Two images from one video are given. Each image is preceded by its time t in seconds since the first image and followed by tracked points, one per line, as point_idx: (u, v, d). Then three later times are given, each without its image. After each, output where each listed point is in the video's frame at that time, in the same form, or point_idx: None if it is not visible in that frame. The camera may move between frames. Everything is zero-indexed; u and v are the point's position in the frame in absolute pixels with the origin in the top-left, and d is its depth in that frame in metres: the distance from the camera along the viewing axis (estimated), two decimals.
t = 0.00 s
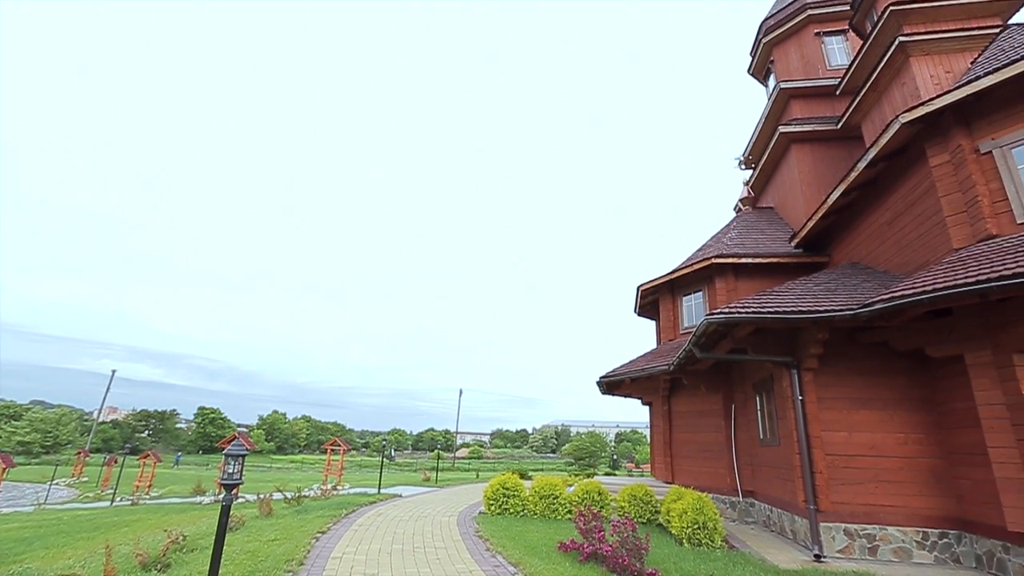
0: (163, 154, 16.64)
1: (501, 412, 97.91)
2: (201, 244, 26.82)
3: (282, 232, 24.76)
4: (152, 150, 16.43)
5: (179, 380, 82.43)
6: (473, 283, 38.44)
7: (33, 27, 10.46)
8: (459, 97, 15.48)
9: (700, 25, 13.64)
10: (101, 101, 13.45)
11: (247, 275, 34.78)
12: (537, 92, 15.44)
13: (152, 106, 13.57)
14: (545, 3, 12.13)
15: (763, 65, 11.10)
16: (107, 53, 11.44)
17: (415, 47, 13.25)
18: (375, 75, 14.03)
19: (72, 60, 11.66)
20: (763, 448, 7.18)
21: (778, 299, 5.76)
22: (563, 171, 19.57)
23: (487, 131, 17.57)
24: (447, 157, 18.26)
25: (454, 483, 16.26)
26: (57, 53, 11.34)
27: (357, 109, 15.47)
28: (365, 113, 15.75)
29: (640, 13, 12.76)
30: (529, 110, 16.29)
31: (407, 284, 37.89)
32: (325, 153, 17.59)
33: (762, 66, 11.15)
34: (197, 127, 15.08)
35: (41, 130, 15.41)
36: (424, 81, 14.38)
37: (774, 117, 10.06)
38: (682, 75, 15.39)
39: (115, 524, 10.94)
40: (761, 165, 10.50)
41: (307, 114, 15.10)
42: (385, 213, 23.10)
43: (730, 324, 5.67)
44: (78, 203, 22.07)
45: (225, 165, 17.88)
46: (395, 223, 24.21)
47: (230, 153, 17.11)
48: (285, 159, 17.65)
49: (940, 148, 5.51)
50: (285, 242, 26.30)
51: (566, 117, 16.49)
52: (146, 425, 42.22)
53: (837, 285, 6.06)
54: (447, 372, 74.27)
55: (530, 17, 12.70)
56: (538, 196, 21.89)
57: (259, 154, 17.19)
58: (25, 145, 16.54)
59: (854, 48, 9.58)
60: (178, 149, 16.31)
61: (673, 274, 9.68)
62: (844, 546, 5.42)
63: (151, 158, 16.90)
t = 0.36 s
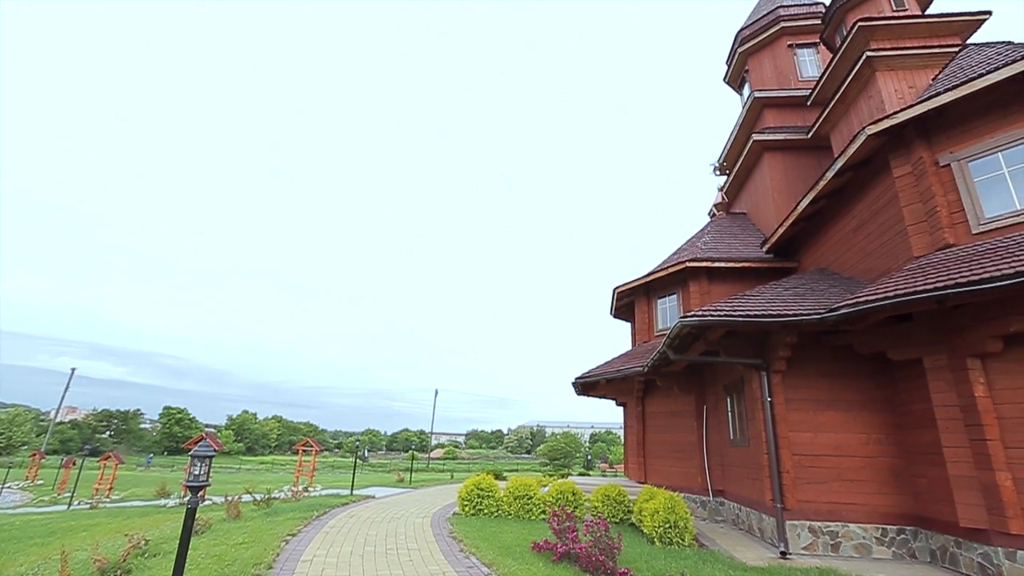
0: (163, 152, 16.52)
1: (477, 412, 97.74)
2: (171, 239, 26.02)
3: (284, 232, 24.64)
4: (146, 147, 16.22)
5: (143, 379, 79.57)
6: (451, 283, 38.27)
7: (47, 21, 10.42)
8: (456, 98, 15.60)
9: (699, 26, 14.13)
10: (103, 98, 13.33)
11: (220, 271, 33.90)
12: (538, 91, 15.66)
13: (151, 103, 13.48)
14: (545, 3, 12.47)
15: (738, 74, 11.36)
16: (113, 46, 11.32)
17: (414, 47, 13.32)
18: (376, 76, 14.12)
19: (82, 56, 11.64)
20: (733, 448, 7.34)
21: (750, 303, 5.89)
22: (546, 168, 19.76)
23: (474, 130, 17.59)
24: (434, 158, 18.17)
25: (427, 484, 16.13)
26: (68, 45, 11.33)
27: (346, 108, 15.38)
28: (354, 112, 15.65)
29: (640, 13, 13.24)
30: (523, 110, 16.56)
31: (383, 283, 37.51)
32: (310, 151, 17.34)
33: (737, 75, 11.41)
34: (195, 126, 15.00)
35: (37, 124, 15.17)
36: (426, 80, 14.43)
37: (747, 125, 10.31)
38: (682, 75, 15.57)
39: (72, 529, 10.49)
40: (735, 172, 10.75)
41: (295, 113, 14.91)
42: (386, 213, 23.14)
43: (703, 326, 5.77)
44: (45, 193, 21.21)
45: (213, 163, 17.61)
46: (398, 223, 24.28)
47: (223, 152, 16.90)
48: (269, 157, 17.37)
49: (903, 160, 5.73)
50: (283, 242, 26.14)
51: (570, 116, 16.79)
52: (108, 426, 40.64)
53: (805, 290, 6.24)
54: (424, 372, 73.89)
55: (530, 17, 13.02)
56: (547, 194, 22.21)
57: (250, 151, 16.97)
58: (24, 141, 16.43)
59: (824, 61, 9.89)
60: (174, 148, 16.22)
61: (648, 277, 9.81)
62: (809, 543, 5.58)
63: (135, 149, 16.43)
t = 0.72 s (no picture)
0: (162, 150, 16.17)
1: (449, 412, 97.32)
2: (134, 232, 24.96)
3: (286, 232, 24.51)
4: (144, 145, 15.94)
5: (99, 377, 76.01)
6: (426, 282, 37.92)
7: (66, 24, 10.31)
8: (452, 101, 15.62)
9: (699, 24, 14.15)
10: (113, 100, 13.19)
11: (188, 265, 32.73)
12: (538, 91, 15.66)
13: (152, 102, 13.23)
14: (545, 3, 12.34)
15: (711, 83, 11.63)
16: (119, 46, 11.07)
17: (414, 48, 13.22)
18: (376, 76, 14.06)
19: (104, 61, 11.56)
20: (701, 449, 7.50)
21: (719, 307, 6.02)
22: (530, 166, 19.91)
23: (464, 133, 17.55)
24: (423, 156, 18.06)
25: (398, 485, 15.92)
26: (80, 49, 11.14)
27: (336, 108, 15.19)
28: (344, 111, 15.45)
29: (640, 13, 13.20)
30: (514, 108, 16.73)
31: (357, 281, 36.88)
32: (295, 150, 17.00)
33: (710, 84, 11.68)
34: (197, 126, 14.84)
35: (38, 127, 14.92)
36: (426, 79, 14.34)
37: (719, 133, 10.56)
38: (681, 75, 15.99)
39: (19, 536, 9.92)
40: (707, 178, 10.99)
41: (284, 112, 14.64)
42: (385, 213, 23.10)
43: (674, 329, 5.87)
44: None
45: (196, 160, 17.12)
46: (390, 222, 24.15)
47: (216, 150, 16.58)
48: (255, 153, 17.03)
49: (865, 171, 5.96)
50: (286, 242, 26.02)
51: (572, 114, 16.96)
52: (61, 426, 38.71)
53: (772, 295, 6.43)
54: (396, 372, 73.10)
55: (529, 17, 12.89)
56: (545, 193, 22.41)
57: (238, 148, 16.63)
58: (24, 142, 16.19)
59: (793, 73, 10.22)
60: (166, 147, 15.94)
61: (621, 280, 9.93)
62: (771, 541, 5.73)
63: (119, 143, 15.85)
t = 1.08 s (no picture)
0: (148, 148, 15.68)
1: (422, 413, 96.54)
2: (96, 224, 23.94)
3: (285, 232, 24.33)
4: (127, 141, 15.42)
5: (54, 374, 72.59)
6: (402, 281, 37.39)
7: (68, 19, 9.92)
8: (445, 104, 15.50)
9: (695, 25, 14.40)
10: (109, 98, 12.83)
11: (153, 259, 31.42)
12: (540, 92, 15.75)
13: (147, 104, 13.02)
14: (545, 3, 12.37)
15: (686, 91, 11.86)
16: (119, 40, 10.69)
17: (413, 48, 13.02)
18: (376, 76, 13.84)
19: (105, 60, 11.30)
20: (671, 449, 7.63)
21: (690, 310, 6.14)
22: (514, 168, 19.87)
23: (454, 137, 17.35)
24: (410, 154, 17.80)
25: (369, 487, 15.64)
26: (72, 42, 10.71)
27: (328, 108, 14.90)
28: (338, 111, 15.19)
29: (641, 14, 13.32)
30: (504, 109, 16.71)
31: (333, 279, 36.11)
32: (282, 149, 16.56)
33: (685, 91, 11.91)
34: (195, 127, 14.53)
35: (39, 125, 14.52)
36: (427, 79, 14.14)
37: (693, 140, 10.78)
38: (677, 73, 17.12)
39: None
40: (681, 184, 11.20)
41: (277, 110, 14.33)
42: (386, 213, 22.94)
43: (646, 331, 5.96)
44: None
45: (176, 160, 16.50)
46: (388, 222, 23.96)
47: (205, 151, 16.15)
48: (247, 152, 16.63)
49: (830, 181, 6.18)
50: (290, 242, 26.01)
51: (572, 113, 17.14)
52: (10, 427, 36.78)
53: (740, 299, 6.60)
54: (369, 372, 72.11)
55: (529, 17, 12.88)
56: (547, 193, 22.76)
57: (228, 148, 16.22)
58: (25, 142, 15.83)
59: (764, 84, 10.52)
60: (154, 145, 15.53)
61: (596, 282, 10.03)
62: (737, 539, 5.87)
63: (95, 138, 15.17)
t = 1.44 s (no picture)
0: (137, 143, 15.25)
1: (397, 413, 95.58)
2: (59, 215, 22.94)
3: (286, 231, 24.15)
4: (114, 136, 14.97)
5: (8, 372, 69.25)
6: (380, 279, 36.88)
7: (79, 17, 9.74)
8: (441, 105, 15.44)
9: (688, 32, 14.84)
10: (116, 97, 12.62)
11: (121, 250, 30.17)
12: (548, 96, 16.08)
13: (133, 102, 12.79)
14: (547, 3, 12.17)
15: (663, 97, 12.06)
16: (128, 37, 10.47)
17: (415, 48, 12.88)
18: (376, 76, 13.72)
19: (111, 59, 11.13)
20: (644, 450, 7.73)
21: (664, 313, 6.22)
22: (499, 169, 19.87)
23: (449, 140, 17.29)
24: (401, 153, 17.67)
25: (341, 488, 15.36)
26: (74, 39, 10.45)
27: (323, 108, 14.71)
28: (338, 112, 15.07)
29: (642, 17, 13.44)
30: (495, 110, 16.76)
31: (310, 277, 35.42)
32: (271, 146, 16.24)
33: (663, 97, 12.10)
34: (198, 125, 14.30)
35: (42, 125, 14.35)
36: (428, 78, 13.97)
37: (670, 145, 10.96)
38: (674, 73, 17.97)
39: None
40: (657, 188, 11.38)
41: (277, 109, 14.19)
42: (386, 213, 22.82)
43: (622, 333, 6.02)
44: None
45: (168, 158, 16.12)
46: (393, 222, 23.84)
47: (200, 150, 15.85)
48: (240, 148, 16.32)
49: (800, 189, 6.37)
50: (294, 242, 25.99)
51: (573, 112, 17.45)
52: None
53: (713, 303, 6.74)
54: (343, 373, 71.04)
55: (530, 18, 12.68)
56: (548, 194, 23.32)
57: (220, 147, 15.89)
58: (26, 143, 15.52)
59: (739, 93, 10.77)
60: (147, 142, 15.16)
61: (573, 284, 10.09)
62: (707, 537, 5.98)
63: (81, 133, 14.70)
